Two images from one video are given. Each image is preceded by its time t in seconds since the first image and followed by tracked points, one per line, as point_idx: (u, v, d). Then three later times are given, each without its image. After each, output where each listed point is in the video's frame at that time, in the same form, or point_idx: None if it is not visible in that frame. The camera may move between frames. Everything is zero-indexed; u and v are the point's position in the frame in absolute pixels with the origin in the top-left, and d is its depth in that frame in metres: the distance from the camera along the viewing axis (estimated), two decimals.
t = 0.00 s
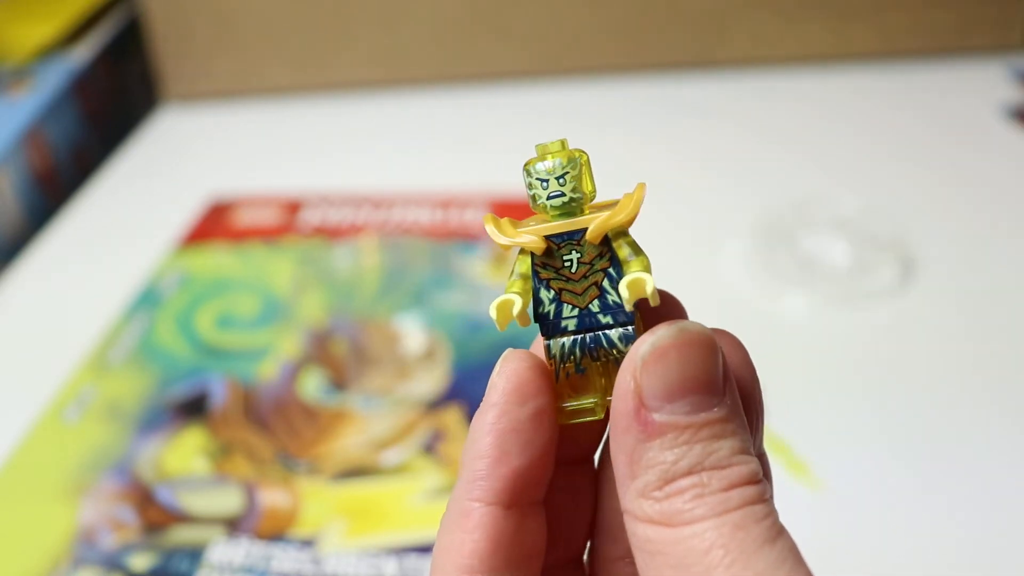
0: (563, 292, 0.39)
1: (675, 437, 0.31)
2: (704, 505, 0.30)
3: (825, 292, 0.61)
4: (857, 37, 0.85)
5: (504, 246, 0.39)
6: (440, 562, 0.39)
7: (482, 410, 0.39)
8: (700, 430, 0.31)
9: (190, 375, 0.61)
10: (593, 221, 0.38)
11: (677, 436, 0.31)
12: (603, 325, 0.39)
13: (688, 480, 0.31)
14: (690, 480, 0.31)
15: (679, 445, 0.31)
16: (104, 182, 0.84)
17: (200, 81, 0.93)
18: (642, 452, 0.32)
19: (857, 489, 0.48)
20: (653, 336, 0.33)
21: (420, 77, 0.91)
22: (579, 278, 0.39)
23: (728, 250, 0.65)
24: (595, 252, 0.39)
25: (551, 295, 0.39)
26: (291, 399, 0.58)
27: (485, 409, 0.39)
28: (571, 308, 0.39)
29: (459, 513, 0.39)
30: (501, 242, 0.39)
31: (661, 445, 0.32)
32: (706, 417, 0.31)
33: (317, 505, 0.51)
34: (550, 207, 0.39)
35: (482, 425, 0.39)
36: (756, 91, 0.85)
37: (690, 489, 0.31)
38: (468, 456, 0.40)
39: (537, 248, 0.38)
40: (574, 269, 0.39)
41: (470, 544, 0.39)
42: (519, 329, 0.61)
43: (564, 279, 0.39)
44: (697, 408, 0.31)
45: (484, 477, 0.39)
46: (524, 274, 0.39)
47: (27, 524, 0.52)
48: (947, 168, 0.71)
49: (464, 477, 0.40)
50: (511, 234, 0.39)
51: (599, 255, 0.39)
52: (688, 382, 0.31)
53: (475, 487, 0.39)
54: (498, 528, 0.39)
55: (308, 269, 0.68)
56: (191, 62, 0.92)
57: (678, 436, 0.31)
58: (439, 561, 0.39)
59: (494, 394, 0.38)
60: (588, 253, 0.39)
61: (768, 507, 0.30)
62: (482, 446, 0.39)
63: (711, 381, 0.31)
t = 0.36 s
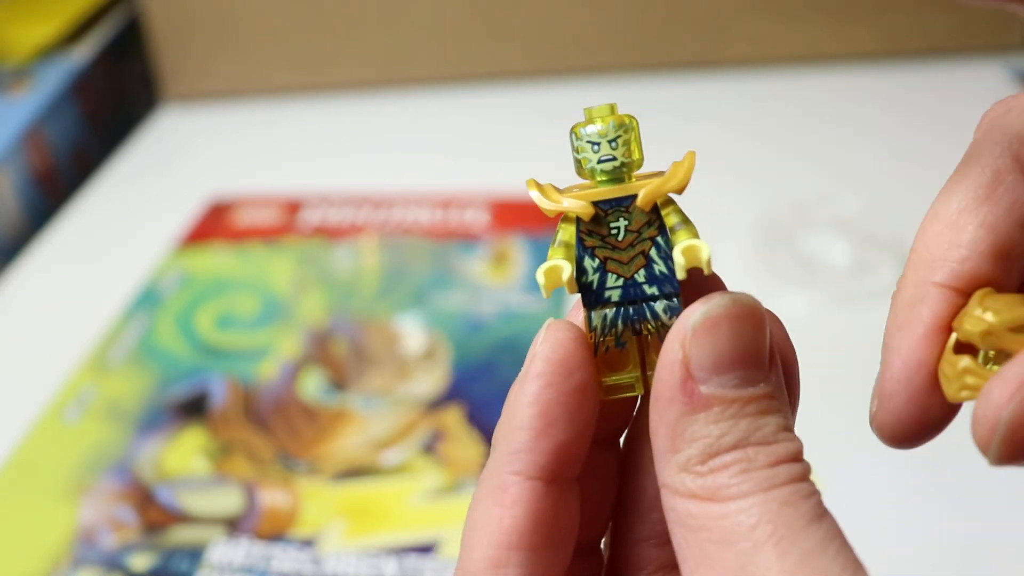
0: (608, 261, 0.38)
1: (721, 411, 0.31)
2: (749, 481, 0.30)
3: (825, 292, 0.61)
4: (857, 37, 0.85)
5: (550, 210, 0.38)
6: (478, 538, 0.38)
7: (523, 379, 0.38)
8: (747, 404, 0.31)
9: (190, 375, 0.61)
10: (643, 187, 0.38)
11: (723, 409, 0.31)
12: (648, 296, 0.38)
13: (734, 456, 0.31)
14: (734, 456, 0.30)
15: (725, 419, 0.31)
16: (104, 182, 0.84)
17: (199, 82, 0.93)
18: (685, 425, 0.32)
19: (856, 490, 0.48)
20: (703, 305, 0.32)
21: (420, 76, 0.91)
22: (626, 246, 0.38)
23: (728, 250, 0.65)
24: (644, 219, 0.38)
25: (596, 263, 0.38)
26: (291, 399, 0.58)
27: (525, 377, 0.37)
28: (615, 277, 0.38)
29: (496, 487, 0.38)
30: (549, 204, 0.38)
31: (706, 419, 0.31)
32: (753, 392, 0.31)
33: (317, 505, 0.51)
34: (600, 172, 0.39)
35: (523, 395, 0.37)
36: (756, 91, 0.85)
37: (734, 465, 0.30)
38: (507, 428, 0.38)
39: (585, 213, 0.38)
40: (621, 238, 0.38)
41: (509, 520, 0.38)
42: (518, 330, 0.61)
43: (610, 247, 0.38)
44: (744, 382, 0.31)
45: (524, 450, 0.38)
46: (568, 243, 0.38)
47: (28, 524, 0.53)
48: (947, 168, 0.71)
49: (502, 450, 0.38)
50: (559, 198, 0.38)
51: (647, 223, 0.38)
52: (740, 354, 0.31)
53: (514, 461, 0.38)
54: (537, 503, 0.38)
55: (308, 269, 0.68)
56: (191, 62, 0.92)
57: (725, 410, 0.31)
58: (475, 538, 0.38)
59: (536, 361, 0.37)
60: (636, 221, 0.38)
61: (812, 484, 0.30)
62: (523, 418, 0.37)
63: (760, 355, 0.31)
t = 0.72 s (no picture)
0: (594, 291, 0.37)
1: (695, 431, 0.30)
2: (728, 507, 0.29)
3: (824, 292, 0.61)
4: (857, 37, 0.85)
5: (537, 237, 0.36)
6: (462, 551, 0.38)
7: (493, 385, 0.37)
8: (722, 423, 0.30)
9: (190, 375, 0.61)
10: (635, 216, 0.36)
11: (696, 430, 0.30)
12: (633, 326, 0.37)
13: (711, 479, 0.30)
14: (711, 479, 0.30)
15: (698, 439, 0.30)
16: (104, 182, 0.84)
17: (199, 81, 0.93)
18: (661, 450, 0.31)
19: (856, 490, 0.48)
20: (666, 330, 0.33)
21: (421, 76, 0.91)
22: (613, 277, 0.37)
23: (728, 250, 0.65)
24: (633, 248, 0.37)
25: (581, 294, 0.37)
26: (291, 399, 0.58)
27: (493, 385, 0.37)
28: (600, 308, 0.37)
29: (478, 499, 0.38)
30: (537, 231, 0.36)
31: (679, 441, 0.31)
32: (727, 410, 0.31)
33: (318, 505, 0.51)
34: (588, 200, 0.36)
35: (493, 403, 0.37)
36: (755, 91, 0.85)
37: (712, 488, 0.30)
38: (482, 438, 0.38)
39: (573, 241, 0.36)
40: (609, 267, 0.37)
41: (492, 532, 0.38)
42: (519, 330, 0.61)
43: (597, 278, 0.37)
44: (718, 400, 0.31)
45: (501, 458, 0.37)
46: (552, 271, 0.36)
47: (27, 524, 0.53)
48: (947, 169, 0.71)
49: (480, 462, 0.38)
50: (546, 225, 0.36)
51: (636, 252, 0.37)
52: (707, 373, 0.31)
53: (492, 471, 0.38)
54: (519, 512, 0.38)
55: (308, 269, 0.68)
56: (191, 62, 0.92)
57: (699, 430, 0.30)
58: (464, 552, 0.38)
59: (501, 367, 0.37)
60: (625, 250, 0.37)
61: (797, 511, 0.29)
62: (495, 427, 0.37)
63: (732, 372, 0.31)
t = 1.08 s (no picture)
0: (612, 286, 0.36)
1: (704, 419, 0.31)
2: (742, 504, 0.29)
3: (824, 292, 0.61)
4: (856, 37, 0.85)
5: (560, 226, 0.35)
6: (467, 560, 0.37)
7: (500, 390, 0.35)
8: (731, 409, 0.30)
9: (190, 375, 0.61)
10: (654, 214, 0.36)
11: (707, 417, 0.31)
12: (645, 324, 0.36)
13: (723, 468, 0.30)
14: (722, 468, 0.30)
15: (709, 426, 0.30)
16: (104, 182, 0.84)
17: (199, 82, 0.93)
18: (671, 440, 0.31)
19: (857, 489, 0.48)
20: (675, 319, 0.33)
21: (421, 76, 0.91)
22: (630, 272, 0.36)
23: (727, 249, 0.65)
24: (651, 245, 0.37)
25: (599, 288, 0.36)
26: (291, 399, 0.58)
27: (501, 389, 0.35)
28: (616, 304, 0.36)
29: (483, 506, 0.37)
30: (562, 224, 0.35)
31: (690, 429, 0.31)
32: (736, 397, 0.31)
33: (318, 505, 0.51)
34: (613, 193, 0.36)
35: (502, 409, 0.35)
36: (755, 91, 0.85)
37: (724, 479, 0.30)
38: (491, 443, 0.36)
39: (600, 234, 0.35)
40: (628, 262, 0.36)
41: (499, 541, 0.37)
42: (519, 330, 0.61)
43: (616, 272, 0.36)
44: (726, 388, 0.31)
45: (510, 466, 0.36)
46: (574, 263, 0.36)
47: (27, 524, 0.52)
48: (947, 169, 0.71)
49: (487, 469, 0.37)
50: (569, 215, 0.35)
51: (652, 248, 0.37)
52: (714, 361, 0.31)
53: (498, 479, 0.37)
54: (528, 520, 0.37)
55: (308, 269, 0.68)
56: (190, 63, 0.92)
57: (708, 417, 0.31)
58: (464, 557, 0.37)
59: (510, 372, 0.35)
60: (643, 245, 0.37)
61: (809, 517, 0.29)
62: (504, 434, 0.36)
63: (740, 361, 0.31)
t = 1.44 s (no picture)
0: (672, 275, 0.35)
1: (714, 412, 0.30)
2: (759, 512, 0.28)
3: (824, 291, 0.61)
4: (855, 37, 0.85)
5: (621, 210, 0.35)
6: (517, 547, 0.38)
7: (561, 374, 0.36)
8: (740, 400, 0.30)
9: (190, 375, 0.61)
10: (717, 201, 0.36)
11: (716, 410, 0.30)
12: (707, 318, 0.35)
13: (735, 468, 0.28)
14: (733, 468, 0.28)
15: (718, 421, 0.29)
16: (104, 182, 0.84)
17: (198, 82, 0.93)
18: (679, 438, 0.30)
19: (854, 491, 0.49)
20: (681, 313, 0.33)
21: (420, 76, 0.91)
22: (691, 262, 0.36)
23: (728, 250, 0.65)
24: (713, 235, 0.36)
25: (660, 276, 0.35)
26: (291, 399, 0.58)
27: (563, 372, 0.36)
28: (678, 294, 0.35)
29: (537, 491, 0.38)
30: (622, 204, 0.35)
31: (698, 424, 0.30)
32: (746, 387, 0.30)
33: (318, 505, 0.51)
34: (675, 178, 0.36)
35: (562, 393, 0.36)
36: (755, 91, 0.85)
37: (738, 480, 0.28)
38: (548, 430, 0.37)
39: (659, 219, 0.35)
40: (689, 252, 0.36)
41: (548, 529, 0.38)
42: (519, 330, 0.61)
43: (675, 261, 0.36)
44: (735, 378, 0.30)
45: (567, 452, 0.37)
46: (631, 250, 0.35)
47: (27, 524, 0.52)
48: (947, 168, 0.71)
49: (543, 456, 0.38)
50: (630, 200, 0.35)
51: (716, 239, 0.36)
52: (719, 350, 0.31)
53: (555, 465, 0.37)
54: (581, 509, 0.38)
55: (308, 269, 0.68)
56: (189, 62, 0.92)
57: (717, 410, 0.30)
58: (514, 544, 0.38)
59: (572, 355, 0.36)
60: (706, 235, 0.36)
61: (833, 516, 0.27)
62: (563, 420, 0.36)
63: (746, 348, 0.31)
